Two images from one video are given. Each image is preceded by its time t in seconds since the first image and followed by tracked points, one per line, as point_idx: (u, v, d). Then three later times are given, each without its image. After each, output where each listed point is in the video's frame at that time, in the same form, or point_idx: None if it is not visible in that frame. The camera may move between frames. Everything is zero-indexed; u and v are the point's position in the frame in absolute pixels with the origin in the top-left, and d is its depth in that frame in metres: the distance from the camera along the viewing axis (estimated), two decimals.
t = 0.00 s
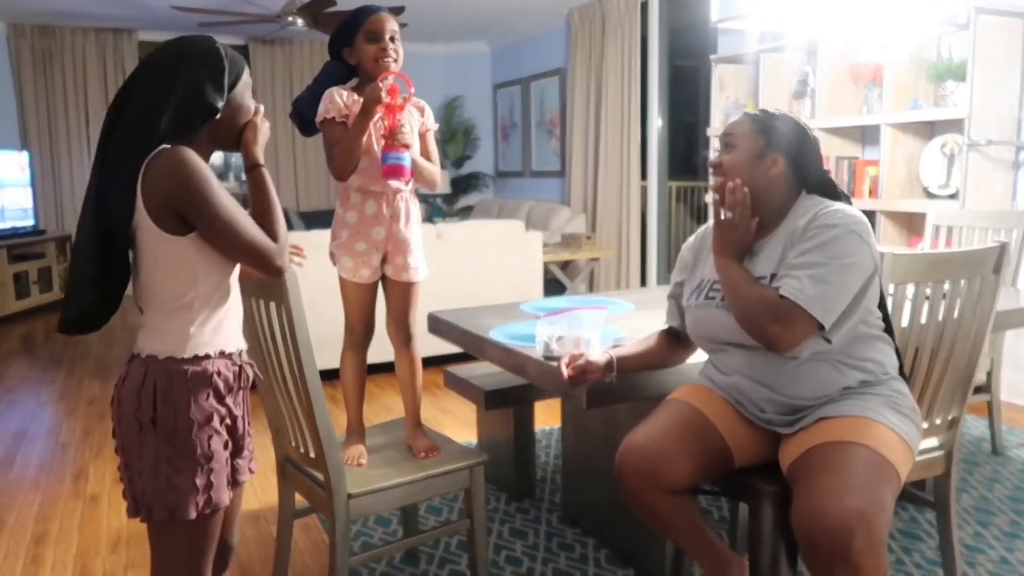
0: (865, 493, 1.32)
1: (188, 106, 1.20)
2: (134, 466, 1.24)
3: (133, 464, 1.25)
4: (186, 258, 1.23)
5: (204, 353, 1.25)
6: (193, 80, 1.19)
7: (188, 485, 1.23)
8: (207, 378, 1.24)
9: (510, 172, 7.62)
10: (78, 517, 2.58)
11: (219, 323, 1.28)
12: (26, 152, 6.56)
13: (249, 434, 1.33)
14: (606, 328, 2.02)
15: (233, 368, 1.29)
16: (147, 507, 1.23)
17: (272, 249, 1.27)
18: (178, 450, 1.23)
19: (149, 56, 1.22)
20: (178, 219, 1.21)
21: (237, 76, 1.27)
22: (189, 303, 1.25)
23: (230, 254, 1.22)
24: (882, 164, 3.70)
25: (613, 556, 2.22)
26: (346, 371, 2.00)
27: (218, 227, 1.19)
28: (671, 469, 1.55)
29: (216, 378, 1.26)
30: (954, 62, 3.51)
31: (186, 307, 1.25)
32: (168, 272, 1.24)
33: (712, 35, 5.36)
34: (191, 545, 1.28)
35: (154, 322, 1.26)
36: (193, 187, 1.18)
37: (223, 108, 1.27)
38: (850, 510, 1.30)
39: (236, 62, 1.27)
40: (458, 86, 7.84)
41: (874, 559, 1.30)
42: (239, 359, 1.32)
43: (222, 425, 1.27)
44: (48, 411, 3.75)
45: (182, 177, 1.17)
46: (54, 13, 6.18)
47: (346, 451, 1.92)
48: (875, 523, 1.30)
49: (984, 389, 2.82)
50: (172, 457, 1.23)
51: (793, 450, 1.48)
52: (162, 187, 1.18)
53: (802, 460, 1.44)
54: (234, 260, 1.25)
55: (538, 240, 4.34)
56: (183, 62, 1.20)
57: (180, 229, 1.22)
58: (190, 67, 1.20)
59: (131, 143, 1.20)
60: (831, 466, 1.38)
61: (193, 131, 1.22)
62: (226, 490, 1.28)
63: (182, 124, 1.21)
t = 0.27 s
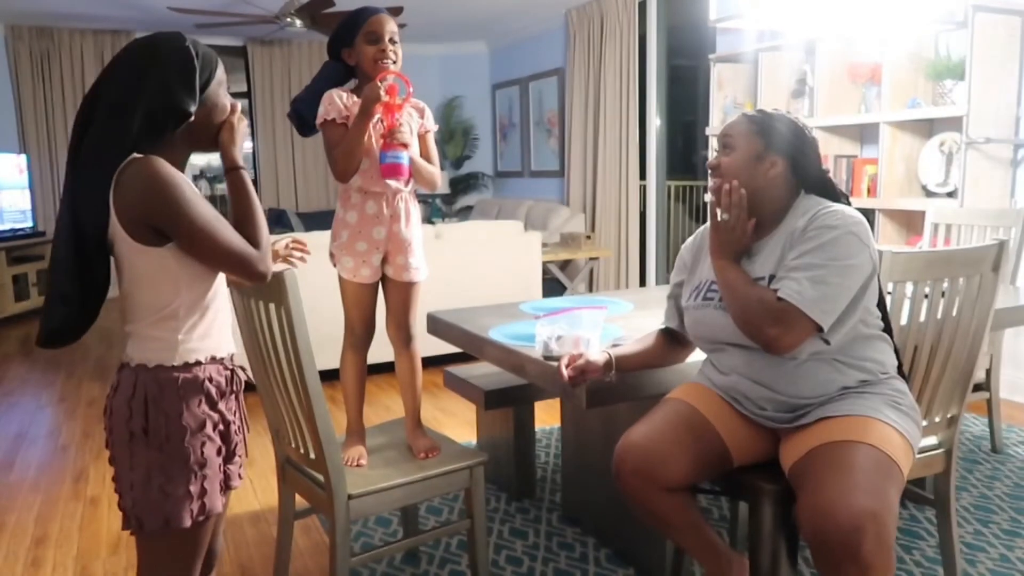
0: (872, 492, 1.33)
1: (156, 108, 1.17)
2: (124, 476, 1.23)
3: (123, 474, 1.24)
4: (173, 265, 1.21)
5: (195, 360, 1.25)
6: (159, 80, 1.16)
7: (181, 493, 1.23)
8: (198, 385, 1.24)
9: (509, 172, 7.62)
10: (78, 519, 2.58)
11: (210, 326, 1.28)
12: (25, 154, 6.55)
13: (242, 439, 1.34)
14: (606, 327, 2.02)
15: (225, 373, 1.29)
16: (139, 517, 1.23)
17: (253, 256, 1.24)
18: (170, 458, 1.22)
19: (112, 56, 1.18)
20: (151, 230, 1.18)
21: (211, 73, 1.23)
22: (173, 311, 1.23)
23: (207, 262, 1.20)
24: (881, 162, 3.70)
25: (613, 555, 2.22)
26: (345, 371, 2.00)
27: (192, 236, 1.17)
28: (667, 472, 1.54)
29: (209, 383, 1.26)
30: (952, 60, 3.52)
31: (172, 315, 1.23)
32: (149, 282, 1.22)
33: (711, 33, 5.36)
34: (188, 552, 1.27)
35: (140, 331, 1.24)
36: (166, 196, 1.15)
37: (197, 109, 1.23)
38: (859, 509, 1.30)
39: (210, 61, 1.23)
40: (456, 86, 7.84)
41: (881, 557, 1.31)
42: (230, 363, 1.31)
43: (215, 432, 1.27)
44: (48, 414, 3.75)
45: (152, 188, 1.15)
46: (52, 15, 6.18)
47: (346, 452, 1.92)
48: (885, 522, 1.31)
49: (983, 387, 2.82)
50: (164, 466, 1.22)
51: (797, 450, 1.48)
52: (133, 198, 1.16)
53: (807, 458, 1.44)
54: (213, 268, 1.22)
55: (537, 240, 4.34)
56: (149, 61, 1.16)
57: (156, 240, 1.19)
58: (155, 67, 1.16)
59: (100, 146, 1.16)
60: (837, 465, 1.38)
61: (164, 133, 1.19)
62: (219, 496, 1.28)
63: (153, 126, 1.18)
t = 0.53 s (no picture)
0: (871, 492, 1.32)
1: (138, 106, 1.15)
2: (126, 480, 1.23)
3: (125, 478, 1.23)
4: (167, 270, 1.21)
5: (194, 361, 1.25)
6: (142, 78, 1.15)
7: (185, 495, 1.23)
8: (198, 386, 1.24)
9: (508, 172, 7.62)
10: (78, 521, 2.58)
11: (207, 328, 1.28)
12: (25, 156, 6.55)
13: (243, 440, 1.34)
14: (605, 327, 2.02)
15: (224, 374, 1.29)
16: (143, 522, 1.22)
17: (244, 259, 1.24)
18: (171, 461, 1.22)
19: (97, 56, 1.18)
20: (141, 236, 1.18)
21: (195, 72, 1.22)
22: (169, 315, 1.23)
23: (199, 267, 1.19)
24: (880, 162, 3.70)
25: (614, 556, 2.22)
26: (345, 372, 2.00)
27: (182, 242, 1.16)
28: (668, 473, 1.54)
29: (208, 384, 1.25)
30: (952, 60, 3.52)
31: (166, 318, 1.23)
32: (143, 286, 1.22)
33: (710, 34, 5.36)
34: (189, 555, 1.27)
35: (135, 336, 1.24)
36: (154, 201, 1.14)
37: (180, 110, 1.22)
38: (858, 510, 1.30)
39: (196, 60, 1.23)
40: (456, 86, 7.84)
41: (880, 557, 1.30)
42: (227, 363, 1.31)
43: (216, 432, 1.27)
44: (48, 415, 3.74)
45: (140, 194, 1.14)
46: (51, 16, 6.18)
47: (346, 452, 1.91)
48: (883, 522, 1.31)
49: (983, 386, 2.82)
50: (167, 469, 1.22)
51: (796, 450, 1.48)
52: (120, 206, 1.15)
53: (807, 458, 1.44)
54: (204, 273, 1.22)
55: (537, 240, 4.34)
56: (133, 59, 1.16)
57: (145, 245, 1.19)
58: (139, 66, 1.15)
59: (85, 152, 1.15)
60: (837, 464, 1.38)
61: (148, 135, 1.18)
62: (221, 497, 1.29)
63: (135, 126, 1.17)
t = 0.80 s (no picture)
0: (870, 492, 1.32)
1: (122, 105, 1.15)
2: (131, 482, 1.23)
3: (129, 480, 1.23)
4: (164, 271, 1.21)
5: (193, 361, 1.24)
6: (125, 77, 1.14)
7: (192, 494, 1.23)
8: (198, 386, 1.24)
9: (508, 172, 7.62)
10: (78, 521, 2.58)
11: (204, 328, 1.28)
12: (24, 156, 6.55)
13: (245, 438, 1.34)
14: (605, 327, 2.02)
15: (223, 372, 1.29)
16: (150, 523, 1.22)
17: (238, 262, 1.24)
18: (176, 460, 1.22)
19: (82, 56, 1.18)
20: (140, 239, 1.18)
21: (182, 71, 1.22)
22: (166, 317, 1.23)
23: (196, 271, 1.20)
24: (880, 162, 3.70)
25: (613, 555, 2.22)
26: (344, 372, 2.00)
27: (179, 245, 1.17)
28: (668, 473, 1.54)
29: (209, 383, 1.25)
30: (951, 60, 3.52)
31: (163, 320, 1.23)
32: (139, 290, 1.21)
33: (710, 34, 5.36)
34: (193, 554, 1.27)
35: (130, 338, 1.24)
36: (153, 205, 1.15)
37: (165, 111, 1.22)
38: (856, 510, 1.30)
39: (183, 57, 1.23)
40: (456, 86, 7.84)
41: (879, 557, 1.30)
42: (225, 362, 1.31)
43: (218, 431, 1.27)
44: (48, 415, 3.74)
45: (139, 197, 1.14)
46: (51, 16, 6.18)
47: (346, 452, 1.91)
48: (879, 521, 1.30)
49: (983, 386, 2.82)
50: (173, 468, 1.22)
51: (795, 450, 1.48)
52: (119, 210, 1.15)
53: (806, 457, 1.44)
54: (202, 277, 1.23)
55: (536, 240, 4.34)
56: (118, 57, 1.15)
57: (143, 248, 1.19)
58: (123, 64, 1.15)
59: (71, 158, 1.15)
60: (836, 464, 1.38)
61: (132, 137, 1.17)
62: (227, 494, 1.29)
63: (117, 127, 1.16)
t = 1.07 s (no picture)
0: (867, 493, 1.32)
1: (115, 107, 1.15)
2: (132, 485, 1.23)
3: (131, 483, 1.23)
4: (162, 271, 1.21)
5: (189, 361, 1.24)
6: (117, 77, 1.14)
7: (195, 492, 1.24)
8: (196, 384, 1.24)
9: (508, 172, 7.62)
10: (78, 521, 2.58)
11: (200, 328, 1.28)
12: (24, 156, 6.55)
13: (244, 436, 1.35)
14: (605, 327, 2.02)
15: (219, 371, 1.29)
16: (154, 523, 1.22)
17: (233, 269, 1.24)
18: (177, 460, 1.22)
19: (74, 57, 1.17)
20: (133, 247, 1.18)
21: (176, 71, 1.22)
22: (160, 321, 1.22)
23: (190, 278, 1.20)
24: (880, 162, 3.70)
25: (613, 555, 2.22)
26: (344, 372, 2.00)
27: (172, 252, 1.16)
28: (667, 475, 1.54)
29: (207, 381, 1.26)
30: (951, 60, 3.52)
31: (159, 324, 1.22)
32: (135, 293, 1.21)
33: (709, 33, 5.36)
34: (194, 554, 1.28)
35: (123, 343, 1.23)
36: (150, 213, 1.14)
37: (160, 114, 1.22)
38: (853, 510, 1.30)
39: (179, 60, 1.23)
40: (456, 86, 7.83)
41: (875, 558, 1.30)
42: (220, 360, 1.31)
43: (216, 429, 1.27)
44: (48, 415, 3.74)
45: (137, 206, 1.14)
46: (51, 16, 6.17)
47: (345, 452, 1.91)
48: (876, 522, 1.30)
49: (982, 387, 2.82)
50: (175, 468, 1.22)
51: (793, 451, 1.48)
52: (114, 220, 1.15)
53: (804, 457, 1.44)
54: (195, 283, 1.22)
55: (536, 240, 4.34)
56: (113, 58, 1.15)
57: (136, 256, 1.19)
58: (114, 64, 1.15)
59: (63, 164, 1.15)
60: (834, 464, 1.38)
61: (127, 139, 1.17)
62: (228, 491, 1.29)
63: (110, 128, 1.15)
